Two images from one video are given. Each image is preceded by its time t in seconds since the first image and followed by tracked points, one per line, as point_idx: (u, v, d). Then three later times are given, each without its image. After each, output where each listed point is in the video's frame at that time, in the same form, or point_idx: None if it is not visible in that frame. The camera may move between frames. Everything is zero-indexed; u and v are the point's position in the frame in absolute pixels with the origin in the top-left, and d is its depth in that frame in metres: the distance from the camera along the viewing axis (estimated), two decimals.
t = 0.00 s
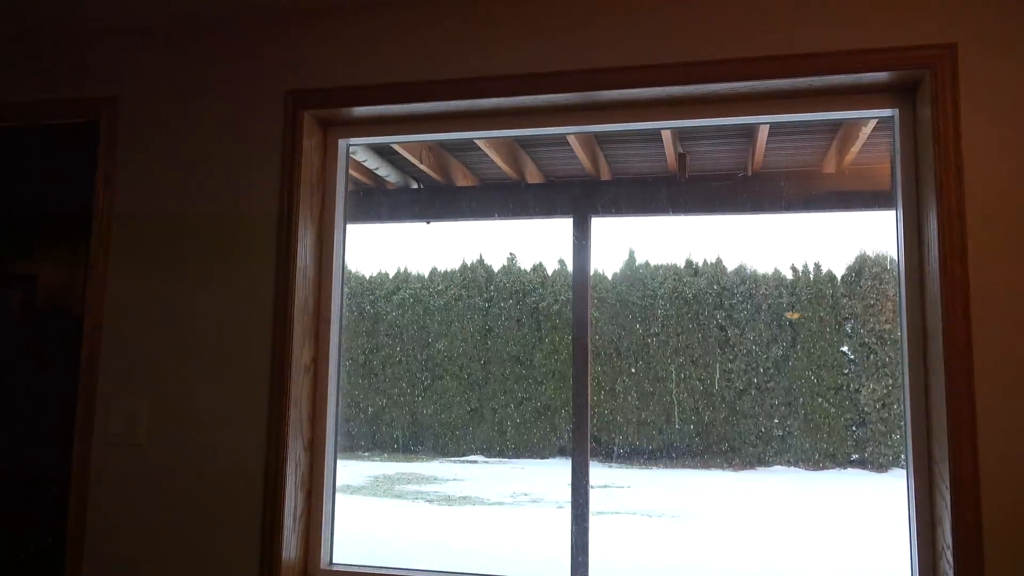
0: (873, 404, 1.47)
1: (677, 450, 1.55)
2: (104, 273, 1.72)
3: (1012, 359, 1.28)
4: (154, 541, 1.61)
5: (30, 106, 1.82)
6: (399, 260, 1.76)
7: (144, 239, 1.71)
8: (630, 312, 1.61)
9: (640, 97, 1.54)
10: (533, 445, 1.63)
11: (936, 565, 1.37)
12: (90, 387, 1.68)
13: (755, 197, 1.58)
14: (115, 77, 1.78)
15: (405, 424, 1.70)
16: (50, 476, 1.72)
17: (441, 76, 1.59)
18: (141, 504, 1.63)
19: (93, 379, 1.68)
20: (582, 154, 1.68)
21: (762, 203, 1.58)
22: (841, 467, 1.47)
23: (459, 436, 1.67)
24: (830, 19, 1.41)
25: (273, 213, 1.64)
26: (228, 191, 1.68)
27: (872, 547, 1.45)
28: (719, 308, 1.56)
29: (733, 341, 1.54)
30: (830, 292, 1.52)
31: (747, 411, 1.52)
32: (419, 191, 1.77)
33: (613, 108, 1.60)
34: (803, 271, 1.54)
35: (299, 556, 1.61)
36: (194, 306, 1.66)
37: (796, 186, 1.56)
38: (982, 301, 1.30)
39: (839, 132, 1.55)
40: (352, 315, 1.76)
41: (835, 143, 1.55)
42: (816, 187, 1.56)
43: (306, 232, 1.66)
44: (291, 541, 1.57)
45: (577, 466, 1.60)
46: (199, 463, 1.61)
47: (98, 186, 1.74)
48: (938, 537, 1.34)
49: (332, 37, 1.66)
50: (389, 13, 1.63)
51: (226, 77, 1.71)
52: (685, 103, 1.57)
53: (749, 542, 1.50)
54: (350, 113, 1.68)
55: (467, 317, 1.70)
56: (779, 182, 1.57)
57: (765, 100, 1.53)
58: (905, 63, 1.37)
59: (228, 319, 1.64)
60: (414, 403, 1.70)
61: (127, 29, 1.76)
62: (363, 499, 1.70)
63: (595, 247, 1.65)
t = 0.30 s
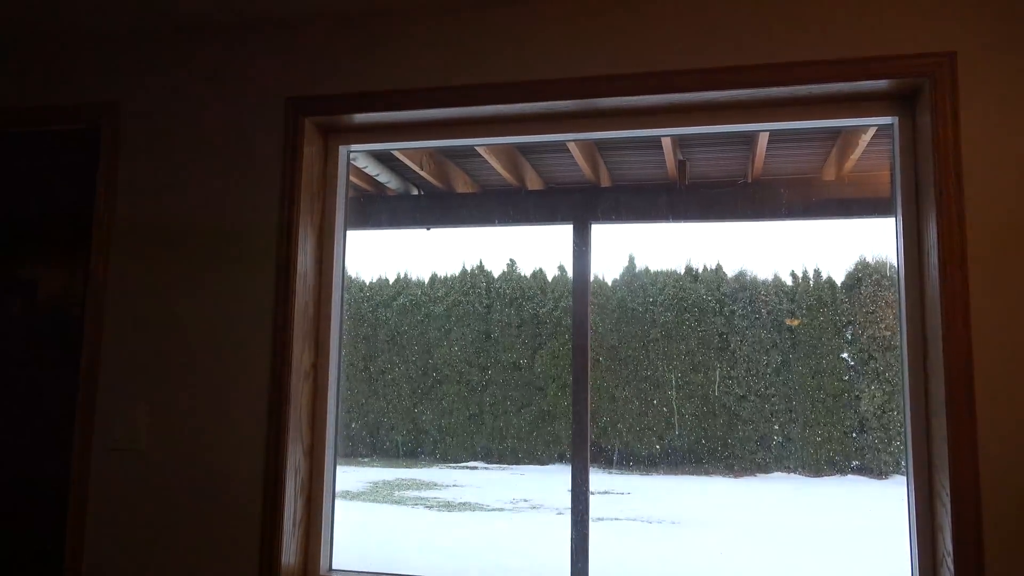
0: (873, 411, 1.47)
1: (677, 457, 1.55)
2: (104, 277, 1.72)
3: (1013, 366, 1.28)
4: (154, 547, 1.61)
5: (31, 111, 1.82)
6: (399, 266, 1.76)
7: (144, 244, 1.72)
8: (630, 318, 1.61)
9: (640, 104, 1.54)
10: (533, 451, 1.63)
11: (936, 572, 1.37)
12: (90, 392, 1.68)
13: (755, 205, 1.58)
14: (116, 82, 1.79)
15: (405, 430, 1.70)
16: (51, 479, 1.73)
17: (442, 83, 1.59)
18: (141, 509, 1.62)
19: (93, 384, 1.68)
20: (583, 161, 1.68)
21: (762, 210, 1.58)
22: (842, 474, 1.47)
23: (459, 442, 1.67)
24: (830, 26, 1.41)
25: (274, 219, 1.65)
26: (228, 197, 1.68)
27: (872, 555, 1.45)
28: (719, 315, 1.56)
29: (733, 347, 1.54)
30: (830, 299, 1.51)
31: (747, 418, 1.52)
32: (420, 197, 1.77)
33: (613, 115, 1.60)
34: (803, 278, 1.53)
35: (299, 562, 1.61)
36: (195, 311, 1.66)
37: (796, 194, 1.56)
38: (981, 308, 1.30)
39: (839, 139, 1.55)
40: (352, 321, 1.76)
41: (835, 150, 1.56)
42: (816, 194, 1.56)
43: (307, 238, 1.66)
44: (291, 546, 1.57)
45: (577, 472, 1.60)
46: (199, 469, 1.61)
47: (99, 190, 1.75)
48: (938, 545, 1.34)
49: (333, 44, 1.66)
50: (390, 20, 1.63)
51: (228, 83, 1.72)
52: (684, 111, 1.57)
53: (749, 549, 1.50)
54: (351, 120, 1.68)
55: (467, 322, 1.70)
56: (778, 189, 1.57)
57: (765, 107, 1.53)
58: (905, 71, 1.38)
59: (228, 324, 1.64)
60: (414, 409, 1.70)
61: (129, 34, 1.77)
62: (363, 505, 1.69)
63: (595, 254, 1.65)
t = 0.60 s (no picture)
0: (874, 410, 1.47)
1: (677, 456, 1.55)
2: (105, 277, 1.72)
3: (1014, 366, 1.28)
4: (154, 547, 1.61)
5: (31, 111, 1.82)
6: (399, 265, 1.76)
7: (145, 244, 1.72)
8: (630, 318, 1.61)
9: (640, 104, 1.54)
10: (534, 450, 1.63)
11: (936, 572, 1.37)
12: (90, 392, 1.68)
13: (755, 204, 1.58)
14: (116, 82, 1.79)
15: (406, 429, 1.70)
16: (52, 480, 1.73)
17: (443, 82, 1.59)
18: (140, 509, 1.62)
19: (93, 384, 1.68)
20: (583, 160, 1.68)
21: (763, 210, 1.58)
22: (842, 474, 1.47)
23: (459, 442, 1.67)
24: (831, 25, 1.41)
25: (274, 219, 1.64)
26: (228, 197, 1.68)
27: (873, 555, 1.45)
28: (720, 315, 1.56)
29: (733, 347, 1.54)
30: (830, 298, 1.51)
31: (747, 417, 1.52)
32: (420, 196, 1.77)
33: (613, 115, 1.60)
34: (803, 277, 1.53)
35: (299, 562, 1.61)
36: (194, 311, 1.66)
37: (796, 193, 1.56)
38: (981, 308, 1.30)
39: (839, 139, 1.55)
40: (353, 320, 1.76)
41: (835, 150, 1.56)
42: (816, 194, 1.56)
43: (307, 238, 1.67)
44: (291, 546, 1.57)
45: (577, 472, 1.60)
46: (199, 469, 1.61)
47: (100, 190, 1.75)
48: (938, 544, 1.34)
49: (334, 43, 1.66)
50: (390, 20, 1.63)
51: (228, 82, 1.71)
52: (685, 111, 1.57)
53: (749, 549, 1.50)
54: (351, 119, 1.68)
55: (467, 322, 1.70)
56: (778, 188, 1.57)
57: (765, 107, 1.53)
58: (905, 70, 1.37)
59: (228, 324, 1.64)
60: (414, 408, 1.70)
61: (129, 34, 1.77)
62: (363, 504, 1.70)
63: (595, 253, 1.65)
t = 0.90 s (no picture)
0: (875, 411, 1.47)
1: (678, 457, 1.55)
2: (106, 278, 1.72)
3: (1014, 366, 1.28)
4: (155, 548, 1.61)
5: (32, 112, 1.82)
6: (399, 266, 1.76)
7: (146, 245, 1.72)
8: (631, 318, 1.61)
9: (641, 104, 1.55)
10: (534, 451, 1.63)
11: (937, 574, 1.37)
12: (90, 393, 1.68)
13: (756, 205, 1.58)
14: (117, 83, 1.79)
15: (406, 430, 1.70)
16: (54, 481, 1.73)
17: (443, 83, 1.59)
18: (140, 510, 1.63)
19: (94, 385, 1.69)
20: (584, 161, 1.69)
21: (763, 211, 1.58)
22: (842, 475, 1.47)
23: (459, 442, 1.67)
24: (831, 25, 1.41)
25: (275, 220, 1.65)
26: (229, 198, 1.68)
27: (874, 556, 1.45)
28: (720, 316, 1.56)
29: (734, 347, 1.54)
30: (830, 299, 1.51)
31: (747, 418, 1.52)
32: (420, 197, 1.77)
33: (614, 115, 1.60)
34: (803, 278, 1.53)
35: (300, 563, 1.61)
36: (195, 312, 1.67)
37: (797, 194, 1.56)
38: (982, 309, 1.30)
39: (840, 139, 1.55)
40: (353, 321, 1.76)
41: (836, 150, 1.56)
42: (816, 194, 1.56)
43: (308, 239, 1.67)
44: (292, 547, 1.57)
45: (578, 473, 1.60)
46: (200, 470, 1.61)
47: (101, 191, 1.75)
48: (939, 546, 1.34)
49: (335, 44, 1.66)
50: (391, 20, 1.64)
51: (229, 83, 1.72)
52: (685, 111, 1.57)
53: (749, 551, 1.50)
54: (352, 120, 1.68)
55: (467, 323, 1.70)
56: (779, 189, 1.57)
57: (765, 107, 1.53)
58: (904, 70, 1.38)
59: (228, 325, 1.64)
60: (415, 409, 1.70)
61: (129, 35, 1.77)
62: (364, 505, 1.70)
63: (596, 254, 1.65)
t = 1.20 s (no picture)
0: (876, 411, 1.46)
1: (679, 458, 1.54)
2: (106, 279, 1.72)
3: (1015, 366, 1.27)
4: (155, 548, 1.61)
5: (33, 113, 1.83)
6: (399, 266, 1.76)
7: (146, 245, 1.72)
8: (630, 319, 1.61)
9: (641, 105, 1.55)
10: (536, 452, 1.63)
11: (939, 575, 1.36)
12: (91, 394, 1.68)
13: (757, 206, 1.58)
14: (118, 84, 1.79)
15: (407, 430, 1.70)
16: (54, 481, 1.73)
17: (443, 83, 1.59)
18: (141, 511, 1.63)
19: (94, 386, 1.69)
20: (584, 162, 1.68)
21: (764, 211, 1.58)
22: (844, 476, 1.47)
23: (460, 443, 1.67)
24: (832, 26, 1.41)
25: (276, 221, 1.65)
26: (230, 199, 1.68)
27: (876, 557, 1.45)
28: (722, 316, 1.56)
29: (735, 348, 1.54)
30: (831, 300, 1.51)
31: (749, 419, 1.52)
32: (421, 198, 1.77)
33: (614, 116, 1.60)
34: (805, 279, 1.53)
35: (301, 564, 1.61)
36: (195, 313, 1.66)
37: (798, 195, 1.56)
38: (989, 309, 1.30)
39: (841, 140, 1.55)
40: (354, 321, 1.76)
41: (837, 151, 1.56)
42: (817, 195, 1.56)
43: (309, 239, 1.67)
44: (293, 548, 1.57)
45: (579, 474, 1.60)
46: (201, 470, 1.61)
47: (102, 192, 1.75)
48: (941, 547, 1.34)
49: (335, 45, 1.66)
50: (391, 21, 1.64)
51: (229, 83, 1.72)
52: (685, 112, 1.57)
53: (751, 552, 1.50)
54: (353, 121, 1.68)
55: (468, 323, 1.70)
56: (780, 190, 1.57)
57: (766, 108, 1.53)
58: (906, 71, 1.38)
59: (224, 325, 1.64)
60: (416, 410, 1.70)
61: (130, 36, 1.77)
62: (364, 506, 1.70)
63: (597, 254, 1.65)
